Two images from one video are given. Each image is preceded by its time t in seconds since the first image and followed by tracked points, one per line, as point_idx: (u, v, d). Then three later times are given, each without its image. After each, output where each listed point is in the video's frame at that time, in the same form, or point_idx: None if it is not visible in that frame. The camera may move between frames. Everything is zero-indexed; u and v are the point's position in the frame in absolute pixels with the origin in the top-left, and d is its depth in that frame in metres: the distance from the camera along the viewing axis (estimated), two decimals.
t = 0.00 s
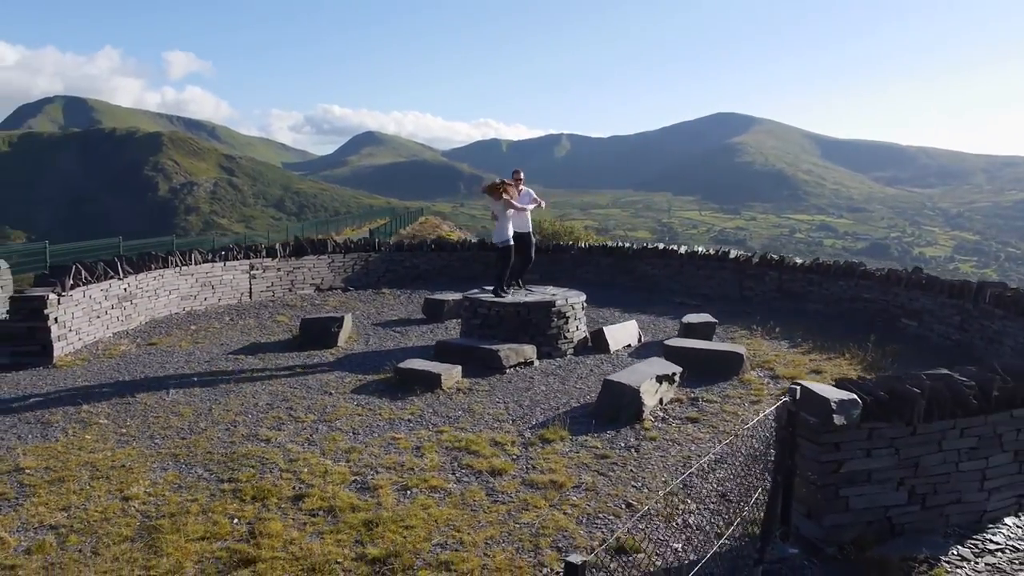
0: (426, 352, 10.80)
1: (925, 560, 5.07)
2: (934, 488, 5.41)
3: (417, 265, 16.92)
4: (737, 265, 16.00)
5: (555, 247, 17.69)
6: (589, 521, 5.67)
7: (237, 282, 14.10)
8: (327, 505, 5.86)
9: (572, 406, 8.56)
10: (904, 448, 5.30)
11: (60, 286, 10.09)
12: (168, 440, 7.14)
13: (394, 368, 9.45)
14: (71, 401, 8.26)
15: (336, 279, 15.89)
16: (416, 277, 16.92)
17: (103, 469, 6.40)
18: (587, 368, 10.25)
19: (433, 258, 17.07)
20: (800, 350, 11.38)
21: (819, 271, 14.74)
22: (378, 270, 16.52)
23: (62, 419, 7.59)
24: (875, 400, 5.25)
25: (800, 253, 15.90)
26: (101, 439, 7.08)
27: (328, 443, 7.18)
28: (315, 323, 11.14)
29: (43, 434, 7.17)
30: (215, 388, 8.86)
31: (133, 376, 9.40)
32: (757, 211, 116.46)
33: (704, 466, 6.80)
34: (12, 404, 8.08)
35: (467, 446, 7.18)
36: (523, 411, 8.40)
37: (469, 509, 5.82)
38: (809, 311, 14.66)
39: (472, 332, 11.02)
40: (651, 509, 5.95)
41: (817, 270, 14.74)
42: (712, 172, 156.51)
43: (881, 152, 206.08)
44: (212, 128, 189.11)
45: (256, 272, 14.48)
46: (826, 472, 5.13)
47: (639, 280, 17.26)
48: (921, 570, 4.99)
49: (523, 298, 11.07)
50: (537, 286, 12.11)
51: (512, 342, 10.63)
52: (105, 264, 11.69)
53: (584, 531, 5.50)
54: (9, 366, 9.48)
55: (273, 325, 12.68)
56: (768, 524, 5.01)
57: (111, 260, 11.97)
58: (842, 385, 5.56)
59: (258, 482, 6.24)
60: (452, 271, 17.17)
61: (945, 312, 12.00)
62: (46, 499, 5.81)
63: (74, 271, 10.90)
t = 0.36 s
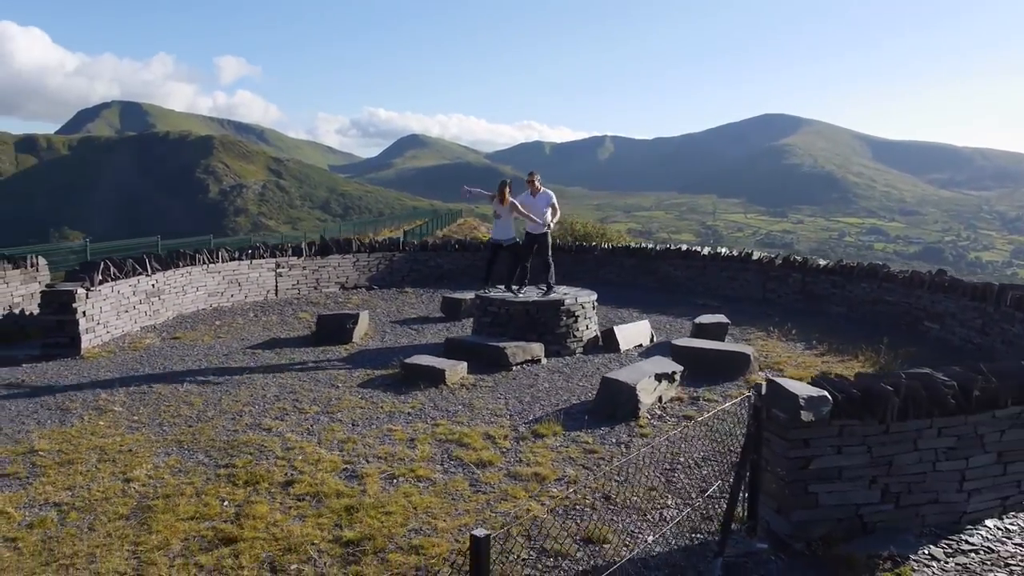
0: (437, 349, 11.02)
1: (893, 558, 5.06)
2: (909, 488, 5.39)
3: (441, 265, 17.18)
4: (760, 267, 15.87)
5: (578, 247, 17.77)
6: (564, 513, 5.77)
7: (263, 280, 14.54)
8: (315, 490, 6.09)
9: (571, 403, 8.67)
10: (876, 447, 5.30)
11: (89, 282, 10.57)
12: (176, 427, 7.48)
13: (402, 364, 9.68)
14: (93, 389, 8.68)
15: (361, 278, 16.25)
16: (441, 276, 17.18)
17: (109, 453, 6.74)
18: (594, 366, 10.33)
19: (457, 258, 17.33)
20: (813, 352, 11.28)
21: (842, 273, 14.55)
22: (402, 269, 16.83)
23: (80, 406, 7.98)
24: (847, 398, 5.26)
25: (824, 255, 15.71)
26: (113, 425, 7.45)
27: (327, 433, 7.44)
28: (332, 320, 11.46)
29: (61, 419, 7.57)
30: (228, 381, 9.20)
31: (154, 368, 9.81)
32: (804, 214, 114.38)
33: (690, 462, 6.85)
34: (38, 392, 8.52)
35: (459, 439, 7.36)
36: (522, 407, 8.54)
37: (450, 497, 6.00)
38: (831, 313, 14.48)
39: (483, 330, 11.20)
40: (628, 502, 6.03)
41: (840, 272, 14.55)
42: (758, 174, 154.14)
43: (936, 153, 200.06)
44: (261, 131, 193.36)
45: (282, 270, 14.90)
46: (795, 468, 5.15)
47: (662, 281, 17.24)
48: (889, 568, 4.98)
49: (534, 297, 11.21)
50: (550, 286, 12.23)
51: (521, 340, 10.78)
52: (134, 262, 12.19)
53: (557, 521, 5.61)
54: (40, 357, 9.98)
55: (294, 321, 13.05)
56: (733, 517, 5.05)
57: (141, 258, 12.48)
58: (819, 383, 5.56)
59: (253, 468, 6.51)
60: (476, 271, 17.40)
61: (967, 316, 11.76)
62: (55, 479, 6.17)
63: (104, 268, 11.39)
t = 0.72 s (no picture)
0: (442, 347, 11.23)
1: (854, 554, 5.10)
2: (875, 485, 5.42)
3: (457, 266, 17.43)
4: (775, 270, 15.79)
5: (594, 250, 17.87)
6: (537, 504, 5.91)
7: (281, 279, 14.94)
8: (300, 478, 6.33)
9: (565, 401, 8.81)
10: (842, 444, 5.34)
11: (109, 280, 11.03)
12: (178, 418, 7.79)
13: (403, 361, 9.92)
14: (106, 381, 9.06)
15: (378, 278, 16.55)
16: (457, 277, 17.43)
17: (111, 441, 7.07)
18: (594, 365, 10.44)
19: (473, 259, 17.56)
20: (818, 355, 11.22)
21: (857, 277, 14.41)
22: (419, 270, 17.10)
23: (91, 397, 8.35)
24: (811, 394, 5.32)
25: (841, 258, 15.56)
26: (120, 415, 7.79)
27: (321, 426, 7.68)
28: (342, 318, 11.76)
29: (71, 408, 7.94)
30: (236, 375, 9.53)
31: (167, 362, 10.18)
32: (843, 218, 112.45)
33: (672, 458, 6.94)
34: (55, 383, 8.93)
35: (448, 433, 7.54)
36: (516, 404, 8.70)
37: (428, 488, 6.19)
38: (845, 316, 14.35)
39: (488, 330, 11.39)
40: (603, 496, 6.14)
41: (854, 275, 14.41)
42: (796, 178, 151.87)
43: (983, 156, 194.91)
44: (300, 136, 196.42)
45: (300, 270, 15.28)
46: (757, 462, 5.23)
47: (677, 284, 17.24)
48: (848, 563, 5.03)
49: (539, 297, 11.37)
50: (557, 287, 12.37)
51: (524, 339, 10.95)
52: (155, 262, 12.66)
53: (529, 512, 5.75)
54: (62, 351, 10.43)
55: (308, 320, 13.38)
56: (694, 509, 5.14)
57: (162, 258, 12.95)
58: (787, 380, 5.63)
59: (244, 457, 6.78)
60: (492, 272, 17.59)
61: (980, 320, 11.58)
62: (58, 463, 6.50)
63: (125, 267, 11.86)
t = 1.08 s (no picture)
0: (438, 348, 11.43)
1: (806, 549, 5.20)
2: (832, 482, 5.50)
3: (464, 269, 17.66)
4: (779, 274, 15.78)
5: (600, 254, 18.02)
6: (505, 498, 6.07)
7: (289, 282, 15.27)
8: (280, 470, 6.56)
9: (551, 401, 8.96)
10: (798, 441, 5.44)
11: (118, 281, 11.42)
12: (172, 413, 8.07)
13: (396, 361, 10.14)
14: (109, 378, 9.39)
15: (385, 281, 16.82)
16: (463, 280, 17.66)
17: (105, 434, 7.36)
18: (586, 366, 10.57)
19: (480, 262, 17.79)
20: (813, 358, 11.24)
21: (860, 280, 14.35)
22: (426, 273, 17.36)
23: (92, 393, 8.67)
24: (767, 391, 5.43)
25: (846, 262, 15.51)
26: (116, 409, 8.09)
27: (308, 422, 7.91)
28: (343, 319, 12.03)
29: (72, 403, 8.26)
30: (234, 373, 9.82)
31: (170, 360, 10.50)
32: (873, 224, 110.70)
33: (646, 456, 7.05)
34: (60, 379, 9.28)
35: (430, 430, 7.74)
36: (502, 403, 8.87)
37: (402, 480, 6.38)
38: (848, 320, 14.31)
39: (485, 331, 11.58)
40: (572, 491, 6.28)
41: (858, 279, 14.36)
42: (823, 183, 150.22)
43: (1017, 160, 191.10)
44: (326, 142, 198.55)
45: (308, 273, 15.59)
46: (712, 457, 5.34)
47: (682, 288, 17.29)
48: (799, 557, 5.12)
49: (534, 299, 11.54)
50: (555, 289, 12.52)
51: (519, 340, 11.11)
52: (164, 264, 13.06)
53: (494, 505, 5.92)
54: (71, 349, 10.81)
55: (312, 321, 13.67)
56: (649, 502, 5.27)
57: (171, 261, 13.34)
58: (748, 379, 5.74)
59: (230, 450, 7.03)
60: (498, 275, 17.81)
61: (978, 324, 11.51)
62: (52, 454, 6.80)
63: (134, 269, 12.26)
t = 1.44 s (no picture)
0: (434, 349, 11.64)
1: (758, 544, 5.31)
2: (788, 479, 5.60)
3: (470, 272, 17.92)
4: (782, 278, 15.77)
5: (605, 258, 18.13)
6: (472, 491, 6.25)
7: (296, 284, 15.58)
8: (260, 464, 6.80)
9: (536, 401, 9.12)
10: (754, 438, 5.55)
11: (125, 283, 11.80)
12: (167, 409, 8.36)
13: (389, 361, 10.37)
14: (111, 375, 9.73)
15: (392, 284, 17.08)
16: (470, 283, 17.90)
17: (99, 428, 7.66)
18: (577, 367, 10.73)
19: (486, 266, 18.02)
20: (806, 361, 11.27)
21: (862, 285, 14.31)
22: (432, 276, 17.61)
23: (93, 389, 9.01)
24: (723, 389, 5.55)
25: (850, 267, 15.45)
26: (113, 405, 8.41)
27: (295, 419, 8.15)
28: (344, 321, 12.30)
29: (72, 398, 8.59)
30: (231, 372, 10.11)
31: (173, 360, 10.83)
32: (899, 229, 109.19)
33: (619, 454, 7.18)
34: (65, 376, 9.63)
35: (412, 427, 7.94)
36: (488, 403, 9.05)
37: (376, 475, 6.58)
38: (849, 325, 14.29)
39: (480, 333, 11.76)
40: (540, 486, 6.44)
41: (859, 283, 14.32)
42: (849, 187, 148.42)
43: None
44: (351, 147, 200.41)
45: (314, 275, 15.90)
46: (667, 453, 5.48)
47: (686, 292, 17.36)
48: (749, 551, 5.25)
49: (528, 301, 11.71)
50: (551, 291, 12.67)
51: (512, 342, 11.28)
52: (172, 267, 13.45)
53: (462, 498, 6.10)
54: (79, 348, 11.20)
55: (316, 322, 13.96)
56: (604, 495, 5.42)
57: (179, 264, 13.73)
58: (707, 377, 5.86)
59: (215, 444, 7.29)
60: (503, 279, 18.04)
61: (975, 328, 11.44)
62: (47, 445, 7.11)
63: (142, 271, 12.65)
